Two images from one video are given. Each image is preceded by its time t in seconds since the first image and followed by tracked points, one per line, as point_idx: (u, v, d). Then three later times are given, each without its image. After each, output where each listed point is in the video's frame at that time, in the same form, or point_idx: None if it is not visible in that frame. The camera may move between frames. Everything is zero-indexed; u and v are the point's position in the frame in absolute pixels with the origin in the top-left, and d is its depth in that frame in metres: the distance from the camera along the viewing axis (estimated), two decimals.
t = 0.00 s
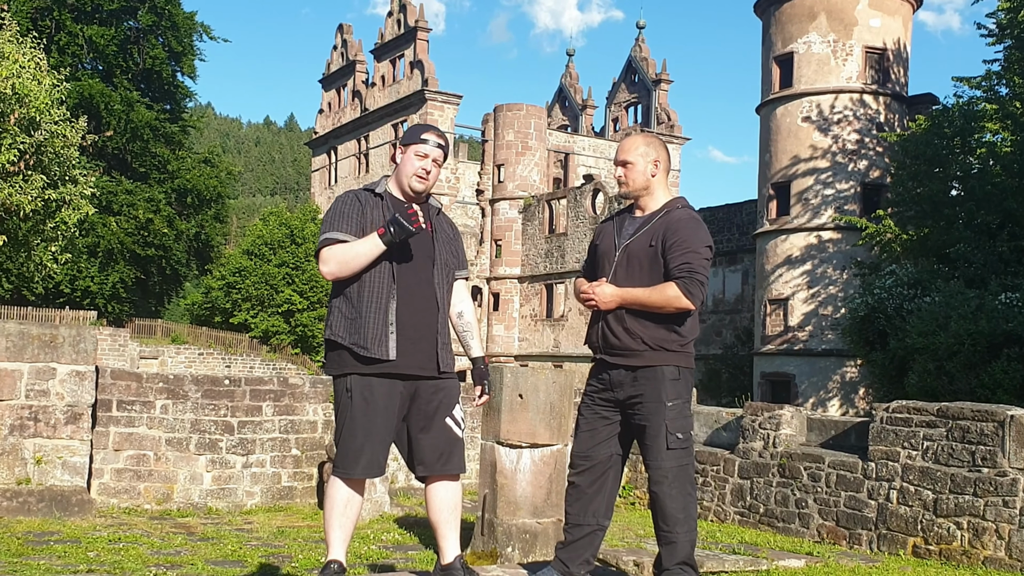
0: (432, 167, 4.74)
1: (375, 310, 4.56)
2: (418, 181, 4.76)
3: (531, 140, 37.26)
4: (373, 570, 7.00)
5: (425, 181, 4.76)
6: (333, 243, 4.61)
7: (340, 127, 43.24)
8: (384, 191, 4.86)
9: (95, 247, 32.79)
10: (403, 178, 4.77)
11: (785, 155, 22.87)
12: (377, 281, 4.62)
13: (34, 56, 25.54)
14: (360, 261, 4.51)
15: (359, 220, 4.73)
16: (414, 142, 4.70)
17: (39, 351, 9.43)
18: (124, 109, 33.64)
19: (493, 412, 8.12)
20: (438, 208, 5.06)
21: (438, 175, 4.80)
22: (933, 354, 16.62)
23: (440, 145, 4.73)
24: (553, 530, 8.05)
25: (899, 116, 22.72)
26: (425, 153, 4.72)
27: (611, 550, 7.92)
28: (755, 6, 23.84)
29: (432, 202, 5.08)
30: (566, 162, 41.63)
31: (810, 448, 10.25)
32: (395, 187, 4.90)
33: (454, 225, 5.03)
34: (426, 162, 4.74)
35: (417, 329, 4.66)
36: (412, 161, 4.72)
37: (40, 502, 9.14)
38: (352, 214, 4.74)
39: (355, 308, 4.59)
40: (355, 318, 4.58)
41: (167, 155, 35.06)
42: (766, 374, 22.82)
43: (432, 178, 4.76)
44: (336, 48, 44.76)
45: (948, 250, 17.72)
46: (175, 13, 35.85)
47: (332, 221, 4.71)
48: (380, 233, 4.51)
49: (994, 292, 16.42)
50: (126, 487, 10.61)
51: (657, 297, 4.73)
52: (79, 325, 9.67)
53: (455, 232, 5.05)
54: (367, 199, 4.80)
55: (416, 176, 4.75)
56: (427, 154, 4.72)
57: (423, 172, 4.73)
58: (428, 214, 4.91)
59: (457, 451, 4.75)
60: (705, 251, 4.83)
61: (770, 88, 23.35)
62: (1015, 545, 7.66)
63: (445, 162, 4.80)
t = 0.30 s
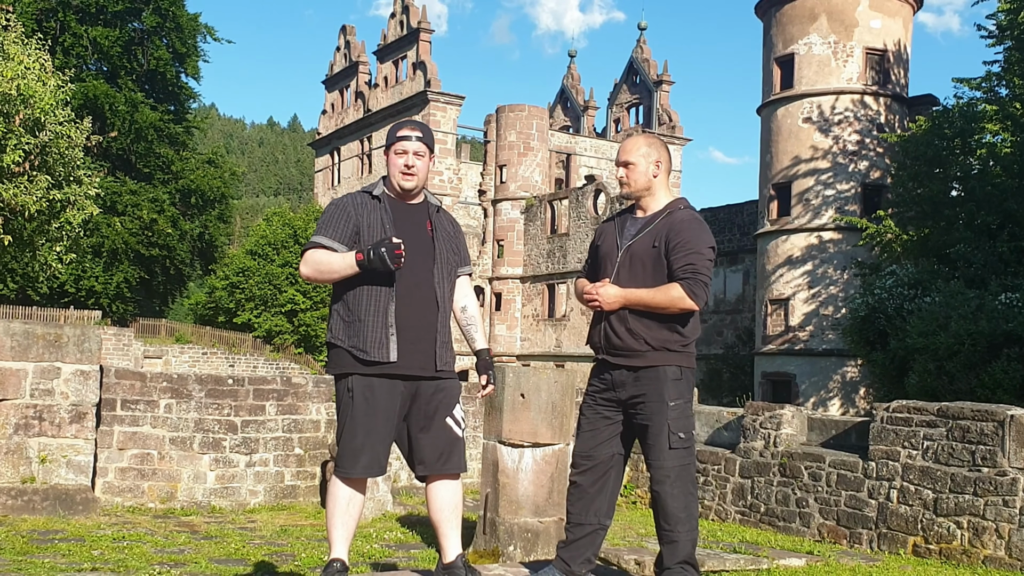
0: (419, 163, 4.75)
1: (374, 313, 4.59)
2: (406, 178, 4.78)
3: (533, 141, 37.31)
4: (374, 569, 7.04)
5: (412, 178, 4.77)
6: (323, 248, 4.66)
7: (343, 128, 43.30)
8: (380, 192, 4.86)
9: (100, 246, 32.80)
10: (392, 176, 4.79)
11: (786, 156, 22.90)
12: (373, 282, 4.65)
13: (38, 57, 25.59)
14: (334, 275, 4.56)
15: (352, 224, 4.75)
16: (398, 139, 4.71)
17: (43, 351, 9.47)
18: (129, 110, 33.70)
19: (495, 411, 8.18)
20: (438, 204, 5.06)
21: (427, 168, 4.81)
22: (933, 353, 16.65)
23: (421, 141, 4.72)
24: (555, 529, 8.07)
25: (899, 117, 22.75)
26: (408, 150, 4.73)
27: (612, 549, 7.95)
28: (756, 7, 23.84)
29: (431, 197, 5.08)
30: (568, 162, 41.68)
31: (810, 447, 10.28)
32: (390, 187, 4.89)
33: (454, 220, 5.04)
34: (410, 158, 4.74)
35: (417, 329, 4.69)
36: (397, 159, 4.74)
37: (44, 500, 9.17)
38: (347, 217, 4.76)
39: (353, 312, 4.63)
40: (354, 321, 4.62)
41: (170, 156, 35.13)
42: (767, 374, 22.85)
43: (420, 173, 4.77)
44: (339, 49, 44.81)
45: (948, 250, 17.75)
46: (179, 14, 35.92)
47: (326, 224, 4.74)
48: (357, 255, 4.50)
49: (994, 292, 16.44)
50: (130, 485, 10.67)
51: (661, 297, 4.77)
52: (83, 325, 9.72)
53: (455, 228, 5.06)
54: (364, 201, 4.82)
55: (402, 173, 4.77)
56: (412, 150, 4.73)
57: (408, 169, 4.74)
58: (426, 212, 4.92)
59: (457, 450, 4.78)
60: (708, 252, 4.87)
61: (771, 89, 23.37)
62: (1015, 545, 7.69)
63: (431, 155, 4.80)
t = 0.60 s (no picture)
0: (409, 164, 4.74)
1: (371, 315, 4.62)
2: (398, 182, 4.78)
3: (535, 142, 37.36)
4: (377, 567, 7.08)
5: (403, 181, 4.77)
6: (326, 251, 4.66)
7: (346, 128, 43.36)
8: (376, 194, 4.88)
9: (105, 246, 32.72)
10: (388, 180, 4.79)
11: (787, 156, 22.94)
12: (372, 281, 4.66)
13: (44, 58, 25.69)
14: (340, 267, 4.52)
15: (349, 228, 4.76)
16: (388, 143, 4.72)
17: (48, 350, 9.53)
18: (133, 111, 33.78)
19: (498, 410, 8.25)
20: (437, 202, 5.07)
21: (419, 170, 4.81)
22: (933, 353, 16.68)
23: (412, 143, 4.71)
24: (557, 528, 8.11)
25: (900, 117, 22.78)
26: (399, 153, 4.73)
27: (614, 547, 7.98)
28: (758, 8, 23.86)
29: (428, 193, 5.08)
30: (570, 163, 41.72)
31: (811, 446, 10.31)
32: (385, 189, 4.91)
33: (453, 215, 5.04)
34: (400, 162, 4.75)
35: (415, 328, 4.70)
36: (389, 162, 4.75)
37: (50, 499, 9.25)
38: (345, 221, 4.78)
39: (351, 314, 4.66)
40: (353, 323, 4.65)
41: (175, 156, 35.20)
42: (768, 373, 22.87)
43: (411, 176, 4.78)
44: (342, 50, 44.86)
45: (948, 250, 17.78)
46: (183, 15, 36.01)
47: (324, 229, 4.76)
48: (353, 240, 4.47)
49: (994, 292, 16.45)
50: (134, 484, 10.70)
51: (663, 298, 4.80)
52: (88, 324, 9.77)
53: (455, 223, 5.06)
54: (360, 204, 4.84)
55: (393, 176, 4.77)
56: (402, 153, 4.73)
57: (399, 173, 4.75)
58: (423, 210, 4.92)
59: (457, 449, 4.80)
60: (709, 252, 4.91)
61: (772, 90, 23.40)
62: (1014, 543, 7.72)
63: (424, 156, 4.81)
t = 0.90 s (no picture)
0: (402, 164, 4.77)
1: (363, 316, 4.64)
2: (391, 181, 4.81)
3: (534, 142, 37.43)
4: (376, 566, 7.13)
5: (397, 180, 4.80)
6: (318, 255, 4.69)
7: (346, 129, 43.44)
8: (367, 195, 4.90)
9: (106, 246, 32.84)
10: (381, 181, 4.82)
11: (784, 156, 22.98)
12: (365, 283, 4.70)
13: (45, 59, 25.70)
14: (333, 276, 4.55)
15: (342, 229, 4.78)
16: (381, 142, 4.73)
17: (49, 349, 9.57)
18: (134, 111, 33.81)
19: (497, 409, 8.30)
20: (428, 200, 5.09)
21: (410, 170, 4.83)
22: (930, 352, 16.74)
23: (404, 142, 4.74)
24: (556, 526, 8.16)
25: (897, 118, 22.81)
26: (392, 153, 4.75)
27: (612, 546, 8.03)
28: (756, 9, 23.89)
29: (418, 191, 5.11)
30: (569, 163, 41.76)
31: (808, 445, 10.37)
32: (376, 188, 4.94)
33: (444, 214, 5.07)
34: (393, 161, 4.77)
35: (407, 328, 4.73)
36: (382, 162, 4.77)
37: (51, 497, 9.34)
38: (338, 222, 4.80)
39: (342, 317, 4.69)
40: (345, 324, 4.68)
41: (175, 156, 35.20)
42: (766, 373, 22.92)
43: (403, 175, 4.81)
44: (343, 51, 44.89)
45: (945, 250, 17.81)
46: (184, 16, 36.04)
47: (316, 230, 4.78)
48: (348, 249, 4.48)
49: (990, 292, 16.47)
50: (135, 482, 10.76)
51: (662, 297, 4.83)
52: (89, 324, 9.81)
53: (446, 222, 5.10)
54: (351, 204, 4.85)
55: (387, 176, 4.80)
56: (395, 152, 4.75)
57: (391, 172, 4.77)
58: (413, 209, 4.95)
59: (450, 447, 4.83)
60: (708, 252, 4.95)
61: (770, 91, 23.43)
62: (1011, 542, 7.76)
63: (416, 155, 4.83)
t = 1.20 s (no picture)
0: (401, 165, 4.82)
1: (353, 317, 4.64)
2: (396, 179, 4.86)
3: (533, 144, 37.49)
4: (376, 566, 7.17)
5: (402, 180, 4.86)
6: (306, 255, 4.69)
7: (346, 130, 43.52)
8: (356, 195, 4.91)
9: (107, 247, 32.90)
10: (380, 182, 4.87)
11: (782, 157, 23.01)
12: (355, 283, 4.69)
13: (46, 60, 25.74)
14: (324, 276, 4.55)
15: (334, 230, 4.79)
16: (383, 141, 4.78)
17: (50, 349, 9.61)
18: (135, 113, 33.84)
19: (496, 409, 8.34)
20: (413, 202, 5.13)
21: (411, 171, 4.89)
22: (927, 352, 16.79)
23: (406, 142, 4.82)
24: (555, 526, 8.17)
25: (893, 119, 22.87)
26: (395, 152, 4.80)
27: (610, 545, 8.06)
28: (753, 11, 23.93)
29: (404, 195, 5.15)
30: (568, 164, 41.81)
31: (806, 445, 10.41)
32: (365, 189, 4.95)
33: (429, 216, 5.11)
34: (399, 160, 4.82)
35: (396, 329, 4.73)
36: (387, 162, 4.80)
37: (52, 497, 9.40)
38: (327, 222, 4.80)
39: (332, 317, 4.68)
40: (335, 325, 4.67)
41: (176, 158, 35.24)
42: (764, 373, 22.96)
43: (407, 175, 4.86)
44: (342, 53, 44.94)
45: (941, 250, 17.85)
46: (184, 18, 36.09)
47: (304, 230, 4.77)
48: (343, 251, 4.51)
49: (987, 292, 16.51)
50: (136, 482, 10.82)
51: (665, 297, 4.86)
52: (90, 324, 9.85)
53: (430, 223, 5.13)
54: (340, 206, 4.85)
55: (393, 175, 4.84)
56: (398, 152, 4.81)
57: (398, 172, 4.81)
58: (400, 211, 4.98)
59: (440, 446, 4.82)
60: (709, 252, 4.98)
61: (767, 92, 23.46)
62: (1007, 540, 7.80)
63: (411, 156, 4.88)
